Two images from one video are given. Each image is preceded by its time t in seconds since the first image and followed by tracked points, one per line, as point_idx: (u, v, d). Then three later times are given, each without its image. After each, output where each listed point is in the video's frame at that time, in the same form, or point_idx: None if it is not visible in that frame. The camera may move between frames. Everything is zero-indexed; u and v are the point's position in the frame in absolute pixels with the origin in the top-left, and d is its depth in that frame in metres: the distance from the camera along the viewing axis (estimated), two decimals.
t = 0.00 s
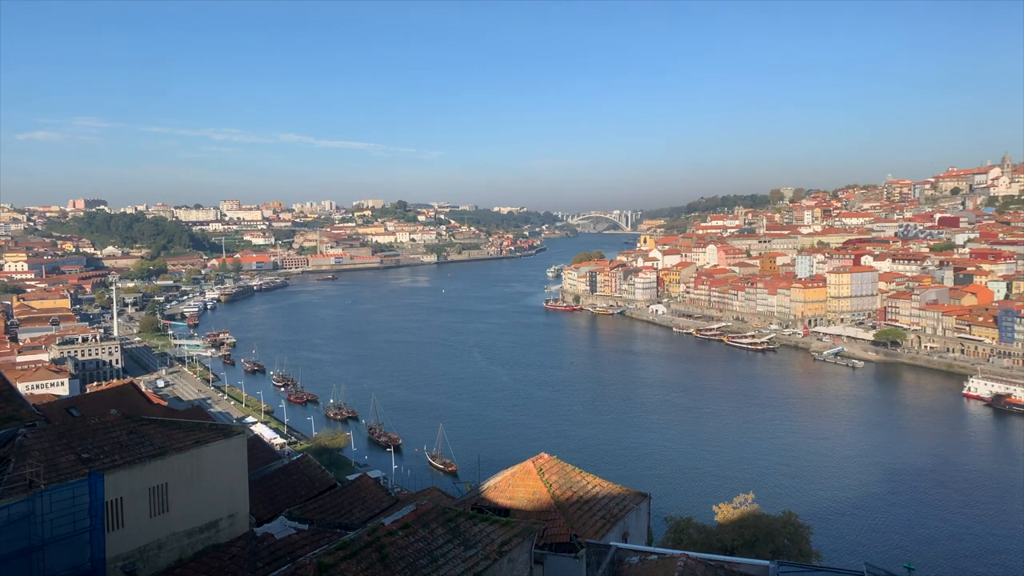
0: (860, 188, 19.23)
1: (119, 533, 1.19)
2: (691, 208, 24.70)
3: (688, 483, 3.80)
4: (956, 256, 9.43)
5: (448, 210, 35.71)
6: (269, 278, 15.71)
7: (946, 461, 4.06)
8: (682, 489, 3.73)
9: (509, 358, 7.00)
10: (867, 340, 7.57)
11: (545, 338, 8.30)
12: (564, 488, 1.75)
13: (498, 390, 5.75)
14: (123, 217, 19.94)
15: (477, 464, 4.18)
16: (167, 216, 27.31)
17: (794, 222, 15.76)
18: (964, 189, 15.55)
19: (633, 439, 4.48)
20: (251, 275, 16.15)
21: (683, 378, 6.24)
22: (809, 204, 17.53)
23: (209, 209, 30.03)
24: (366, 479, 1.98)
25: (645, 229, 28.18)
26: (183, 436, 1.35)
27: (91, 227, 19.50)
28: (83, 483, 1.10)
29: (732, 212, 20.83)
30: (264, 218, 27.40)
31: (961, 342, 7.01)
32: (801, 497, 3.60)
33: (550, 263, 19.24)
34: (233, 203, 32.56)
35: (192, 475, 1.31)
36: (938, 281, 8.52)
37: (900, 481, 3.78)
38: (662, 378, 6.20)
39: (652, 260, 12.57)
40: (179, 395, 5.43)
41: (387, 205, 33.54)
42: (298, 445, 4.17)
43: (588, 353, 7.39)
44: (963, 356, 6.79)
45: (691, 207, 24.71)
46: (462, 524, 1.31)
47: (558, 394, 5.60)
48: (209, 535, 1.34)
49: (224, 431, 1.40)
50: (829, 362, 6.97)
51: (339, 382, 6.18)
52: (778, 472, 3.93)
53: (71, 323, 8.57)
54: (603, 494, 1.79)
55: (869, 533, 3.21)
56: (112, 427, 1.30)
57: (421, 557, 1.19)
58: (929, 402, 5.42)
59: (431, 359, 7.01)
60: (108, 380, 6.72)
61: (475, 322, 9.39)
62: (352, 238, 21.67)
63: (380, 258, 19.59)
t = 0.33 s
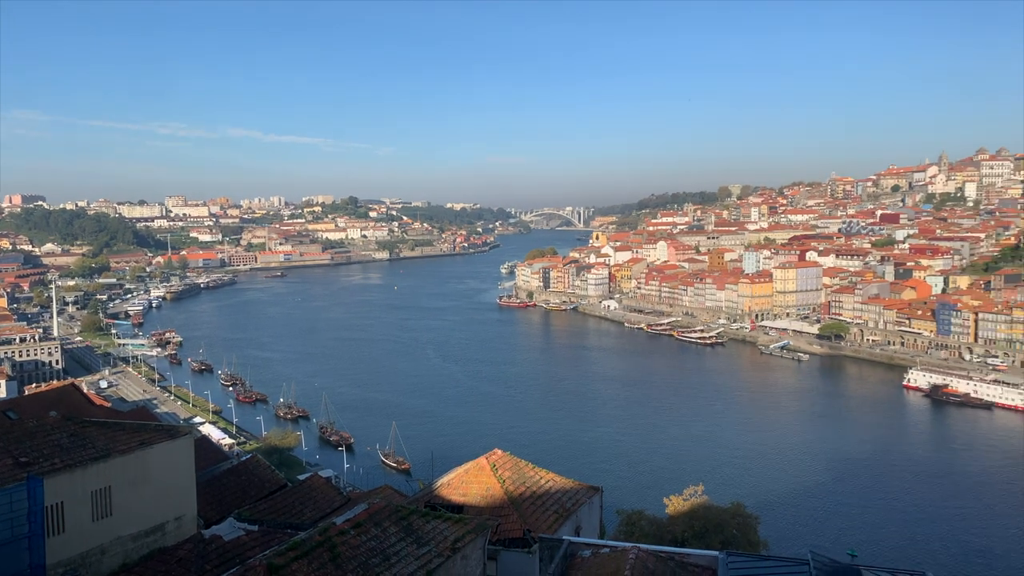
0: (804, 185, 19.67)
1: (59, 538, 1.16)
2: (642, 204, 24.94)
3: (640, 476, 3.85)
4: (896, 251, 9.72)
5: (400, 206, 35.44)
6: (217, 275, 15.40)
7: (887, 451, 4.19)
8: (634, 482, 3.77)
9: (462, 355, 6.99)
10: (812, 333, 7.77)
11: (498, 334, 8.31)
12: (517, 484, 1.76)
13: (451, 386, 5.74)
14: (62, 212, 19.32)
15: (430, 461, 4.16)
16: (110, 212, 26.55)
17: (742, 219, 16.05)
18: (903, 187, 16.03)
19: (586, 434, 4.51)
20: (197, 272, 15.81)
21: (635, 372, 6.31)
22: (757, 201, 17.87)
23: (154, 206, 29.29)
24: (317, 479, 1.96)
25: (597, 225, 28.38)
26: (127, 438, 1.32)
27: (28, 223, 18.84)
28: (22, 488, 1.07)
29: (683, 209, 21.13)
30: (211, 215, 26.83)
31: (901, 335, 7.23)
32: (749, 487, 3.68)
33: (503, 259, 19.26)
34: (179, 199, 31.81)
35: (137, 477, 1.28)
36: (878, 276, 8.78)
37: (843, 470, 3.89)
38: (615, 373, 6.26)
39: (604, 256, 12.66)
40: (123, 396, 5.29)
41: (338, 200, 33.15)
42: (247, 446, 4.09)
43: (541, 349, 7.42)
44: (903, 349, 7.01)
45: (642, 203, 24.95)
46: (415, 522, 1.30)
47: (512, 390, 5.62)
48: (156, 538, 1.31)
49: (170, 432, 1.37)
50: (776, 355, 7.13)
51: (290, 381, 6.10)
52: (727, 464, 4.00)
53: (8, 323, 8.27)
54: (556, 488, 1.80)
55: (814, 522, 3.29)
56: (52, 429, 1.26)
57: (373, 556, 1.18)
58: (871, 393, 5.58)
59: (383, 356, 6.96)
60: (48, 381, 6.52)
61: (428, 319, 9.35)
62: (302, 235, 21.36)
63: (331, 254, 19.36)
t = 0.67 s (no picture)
0: (755, 182, 20.02)
1: (2, 544, 1.12)
2: (597, 201, 25.12)
3: (597, 469, 3.89)
4: (842, 247, 9.97)
5: (355, 202, 35.08)
6: (166, 273, 15.06)
7: (835, 441, 4.30)
8: (589, 476, 3.81)
9: (417, 352, 6.96)
10: (762, 327, 7.92)
11: (455, 330, 8.29)
12: (473, 480, 1.76)
13: (406, 384, 5.72)
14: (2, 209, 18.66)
15: (386, 459, 4.14)
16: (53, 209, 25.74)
17: (694, 215, 16.27)
18: (850, 184, 16.42)
19: (542, 429, 4.53)
20: (145, 270, 15.43)
21: (590, 367, 6.36)
22: (708, 197, 18.13)
23: (99, 202, 28.49)
24: (270, 479, 1.93)
25: (553, 221, 28.49)
26: (72, 440, 1.28)
27: None
28: None
29: (636, 205, 21.34)
30: (160, 211, 26.20)
31: (848, 328, 7.42)
32: (701, 479, 3.74)
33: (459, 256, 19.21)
34: (125, 195, 31.00)
35: (82, 480, 1.24)
36: (826, 271, 8.98)
37: (792, 461, 3.98)
38: (570, 368, 6.31)
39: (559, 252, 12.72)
40: (68, 398, 5.14)
41: (291, 197, 32.66)
42: (198, 446, 4.02)
43: (497, 344, 7.44)
44: (850, 342, 7.19)
45: (597, 200, 25.13)
46: (370, 521, 1.30)
47: (468, 386, 5.62)
48: (103, 543, 1.28)
49: (116, 433, 1.34)
50: (728, 349, 7.25)
51: (242, 380, 6.00)
52: (680, 456, 4.06)
53: None
54: (511, 484, 1.81)
55: (765, 512, 3.36)
56: None
57: (328, 556, 1.17)
58: (819, 385, 5.71)
59: (338, 354, 6.89)
60: None
61: (383, 316, 9.29)
62: (254, 231, 21.00)
63: (284, 252, 19.08)
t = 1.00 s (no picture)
0: (706, 180, 20.28)
1: None
2: (552, 198, 25.20)
3: (554, 466, 3.91)
4: (791, 244, 10.17)
5: (308, 199, 34.58)
6: (112, 272, 14.67)
7: (786, 434, 4.39)
8: (545, 472, 3.82)
9: (373, 351, 6.91)
10: (715, 323, 8.05)
11: (410, 329, 8.25)
12: (430, 479, 1.75)
13: (361, 383, 5.67)
14: None
15: (341, 460, 4.10)
16: None
17: (648, 213, 16.44)
18: (799, 182, 16.75)
19: (498, 427, 4.54)
20: (91, 269, 15.00)
21: (547, 364, 6.39)
22: (662, 195, 18.31)
23: (41, 199, 27.59)
24: (222, 481, 1.90)
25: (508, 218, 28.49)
26: (14, 445, 1.24)
27: None
28: None
29: (591, 203, 21.46)
30: (105, 209, 25.47)
31: (797, 323, 7.58)
32: (656, 473, 3.79)
33: (414, 254, 19.09)
34: (68, 193, 30.07)
35: (26, 486, 1.21)
36: (776, 267, 9.16)
37: (744, 454, 4.05)
38: (527, 365, 6.33)
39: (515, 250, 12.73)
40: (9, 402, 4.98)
41: (242, 194, 32.05)
42: (147, 449, 3.93)
43: (453, 342, 7.42)
44: (799, 337, 7.35)
45: (552, 198, 25.22)
46: (325, 522, 1.28)
47: (424, 385, 5.59)
48: (47, 550, 1.24)
49: (62, 437, 1.30)
50: (681, 345, 7.35)
51: (193, 381, 5.88)
52: (635, 451, 4.11)
53: None
54: (469, 482, 1.81)
55: (718, 505, 3.42)
56: None
57: (282, 558, 1.15)
58: (770, 379, 5.83)
59: (292, 354, 6.80)
60: None
61: (338, 315, 9.19)
62: (204, 229, 20.57)
63: (235, 250, 18.73)
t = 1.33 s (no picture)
0: (659, 179, 20.53)
1: None
2: (506, 198, 25.25)
3: (509, 465, 3.92)
4: (741, 242, 10.35)
5: (259, 199, 34.04)
6: (55, 273, 14.24)
7: (737, 429, 4.47)
8: (501, 471, 3.83)
9: (327, 351, 6.83)
10: (668, 321, 8.15)
11: (365, 329, 8.18)
12: (384, 481, 1.74)
13: (315, 384, 5.60)
14: None
15: (294, 462, 4.05)
16: None
17: (602, 213, 16.57)
18: (748, 182, 17.06)
19: (453, 427, 4.52)
20: (32, 270, 14.54)
21: (503, 363, 6.40)
22: (615, 194, 18.47)
23: None
24: (171, 485, 1.86)
25: (462, 217, 28.45)
26: None
27: None
28: None
29: (546, 202, 21.55)
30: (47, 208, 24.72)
31: (747, 320, 7.72)
32: (610, 470, 3.82)
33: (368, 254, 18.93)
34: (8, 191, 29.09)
35: None
36: (727, 266, 9.31)
37: (696, 450, 4.11)
38: (483, 364, 6.32)
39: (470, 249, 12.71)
40: None
41: (191, 193, 31.40)
42: (92, 455, 3.82)
43: (408, 342, 7.39)
44: (750, 334, 7.49)
45: (507, 198, 25.26)
46: (277, 525, 1.26)
47: (379, 386, 5.55)
48: None
49: (2, 444, 1.26)
50: (635, 343, 7.43)
51: (140, 384, 5.74)
52: (590, 448, 4.13)
53: None
54: (424, 483, 1.80)
55: (671, 501, 3.46)
56: None
57: (233, 563, 1.14)
58: (721, 376, 5.93)
59: (243, 356, 6.68)
60: None
61: (290, 315, 9.07)
62: (151, 229, 20.10)
63: (184, 250, 18.35)
